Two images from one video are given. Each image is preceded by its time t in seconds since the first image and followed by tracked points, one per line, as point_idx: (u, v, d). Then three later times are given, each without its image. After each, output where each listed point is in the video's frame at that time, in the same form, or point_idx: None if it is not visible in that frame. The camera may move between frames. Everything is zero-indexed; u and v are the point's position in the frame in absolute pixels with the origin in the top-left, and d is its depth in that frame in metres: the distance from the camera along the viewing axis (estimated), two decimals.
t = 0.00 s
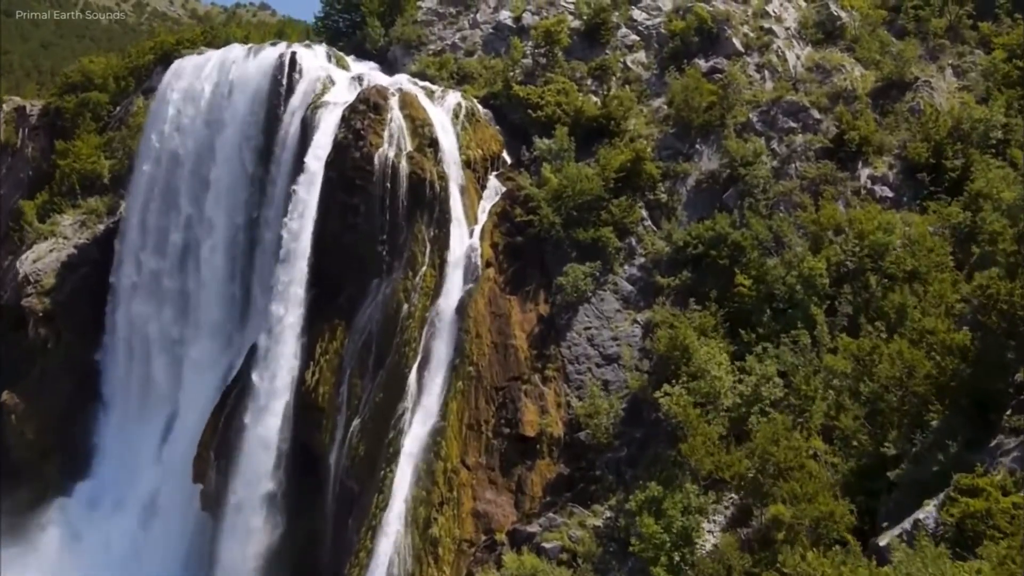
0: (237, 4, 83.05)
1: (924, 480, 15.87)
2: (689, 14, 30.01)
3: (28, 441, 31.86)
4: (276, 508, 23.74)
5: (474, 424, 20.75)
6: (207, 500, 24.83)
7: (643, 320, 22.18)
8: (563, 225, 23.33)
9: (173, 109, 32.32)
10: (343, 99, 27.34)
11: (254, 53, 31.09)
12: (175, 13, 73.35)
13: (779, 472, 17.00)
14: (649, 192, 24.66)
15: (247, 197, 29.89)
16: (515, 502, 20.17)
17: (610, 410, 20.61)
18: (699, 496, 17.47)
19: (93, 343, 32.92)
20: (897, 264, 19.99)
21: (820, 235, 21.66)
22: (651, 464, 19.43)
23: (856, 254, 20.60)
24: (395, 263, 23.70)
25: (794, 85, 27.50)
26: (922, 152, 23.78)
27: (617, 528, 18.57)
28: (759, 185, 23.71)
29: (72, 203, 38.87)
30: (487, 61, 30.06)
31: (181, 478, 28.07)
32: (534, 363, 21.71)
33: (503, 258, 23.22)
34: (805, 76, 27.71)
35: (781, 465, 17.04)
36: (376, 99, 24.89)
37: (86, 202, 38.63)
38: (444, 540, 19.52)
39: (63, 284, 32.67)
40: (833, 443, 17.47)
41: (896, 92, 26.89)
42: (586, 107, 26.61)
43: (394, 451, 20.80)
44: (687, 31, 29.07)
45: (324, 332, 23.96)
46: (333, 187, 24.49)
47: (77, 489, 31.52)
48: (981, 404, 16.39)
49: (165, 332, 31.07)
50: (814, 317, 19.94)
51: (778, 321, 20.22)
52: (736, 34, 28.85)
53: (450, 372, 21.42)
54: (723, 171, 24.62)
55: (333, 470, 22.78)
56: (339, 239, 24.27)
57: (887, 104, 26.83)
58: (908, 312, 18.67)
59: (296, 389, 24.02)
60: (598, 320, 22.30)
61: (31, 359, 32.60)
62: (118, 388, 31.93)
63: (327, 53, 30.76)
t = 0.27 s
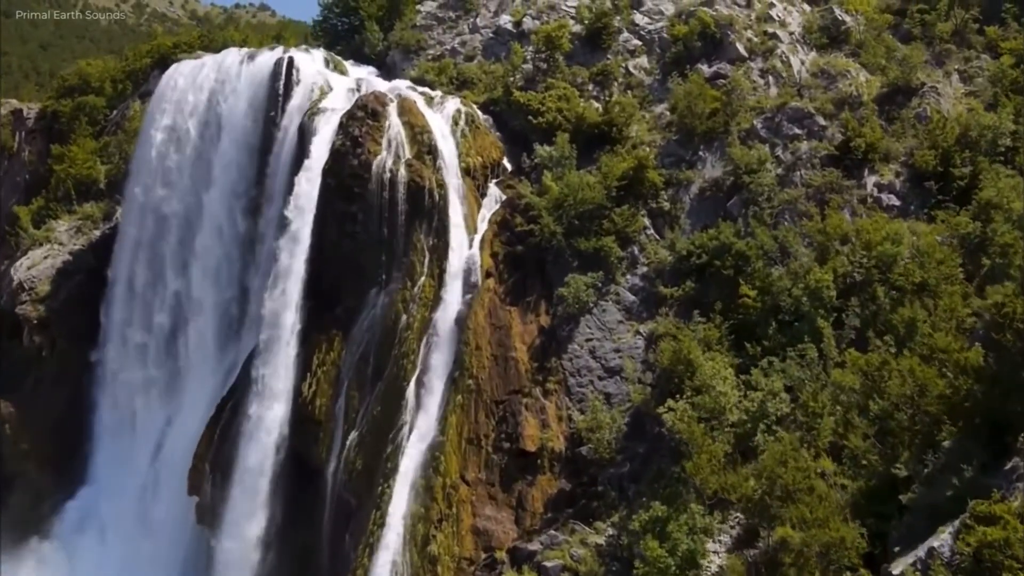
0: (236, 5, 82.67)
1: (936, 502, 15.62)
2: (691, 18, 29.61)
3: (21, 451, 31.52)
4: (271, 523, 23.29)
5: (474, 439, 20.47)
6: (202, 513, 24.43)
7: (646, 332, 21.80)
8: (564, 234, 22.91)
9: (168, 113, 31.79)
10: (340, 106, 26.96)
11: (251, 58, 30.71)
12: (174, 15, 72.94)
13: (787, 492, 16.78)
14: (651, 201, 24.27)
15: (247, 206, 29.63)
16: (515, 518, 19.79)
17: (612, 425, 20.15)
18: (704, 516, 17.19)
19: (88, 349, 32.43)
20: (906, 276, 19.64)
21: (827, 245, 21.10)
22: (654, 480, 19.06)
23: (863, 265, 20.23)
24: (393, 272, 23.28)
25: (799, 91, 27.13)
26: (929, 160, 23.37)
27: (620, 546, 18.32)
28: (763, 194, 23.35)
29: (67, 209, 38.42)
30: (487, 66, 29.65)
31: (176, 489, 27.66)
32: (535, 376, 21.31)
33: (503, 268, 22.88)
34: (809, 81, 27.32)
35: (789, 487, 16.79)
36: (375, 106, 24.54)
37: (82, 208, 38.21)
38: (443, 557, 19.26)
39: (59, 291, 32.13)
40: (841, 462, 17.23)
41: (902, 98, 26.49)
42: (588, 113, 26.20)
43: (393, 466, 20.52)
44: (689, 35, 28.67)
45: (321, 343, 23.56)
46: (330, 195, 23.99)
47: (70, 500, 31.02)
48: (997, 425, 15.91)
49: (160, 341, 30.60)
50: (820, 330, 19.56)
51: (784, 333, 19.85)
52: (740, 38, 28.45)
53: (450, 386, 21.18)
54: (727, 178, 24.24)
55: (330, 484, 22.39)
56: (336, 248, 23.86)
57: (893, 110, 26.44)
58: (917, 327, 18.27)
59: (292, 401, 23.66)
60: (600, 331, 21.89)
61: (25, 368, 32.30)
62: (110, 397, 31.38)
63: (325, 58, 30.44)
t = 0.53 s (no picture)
0: (235, 6, 82.34)
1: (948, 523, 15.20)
2: (694, 22, 29.27)
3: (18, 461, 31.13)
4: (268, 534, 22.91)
5: (474, 452, 20.13)
6: (199, 525, 24.11)
7: (648, 342, 21.47)
8: (565, 243, 22.57)
9: (166, 117, 31.45)
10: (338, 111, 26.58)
11: (249, 62, 30.33)
12: (173, 16, 72.57)
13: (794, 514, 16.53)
14: (654, 208, 23.93)
15: (244, 212, 29.26)
16: (515, 532, 19.44)
17: (614, 438, 19.82)
18: (708, 534, 17.02)
19: (84, 357, 32.03)
20: (913, 287, 19.30)
21: (832, 254, 20.75)
22: (657, 494, 18.76)
23: (869, 275, 19.93)
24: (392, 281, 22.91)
25: (803, 96, 26.81)
26: (936, 167, 23.03)
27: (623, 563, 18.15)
28: (767, 201, 23.06)
29: (64, 214, 38.01)
30: (487, 70, 29.31)
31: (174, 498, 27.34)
32: (535, 387, 20.99)
33: (504, 277, 22.51)
34: (813, 86, 26.98)
35: (796, 508, 16.53)
36: (373, 111, 24.18)
37: (78, 213, 37.84)
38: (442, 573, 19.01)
39: (54, 298, 31.77)
40: (847, 478, 17.05)
41: (907, 103, 26.16)
42: (589, 118, 25.86)
43: (391, 480, 20.22)
44: (692, 39, 28.33)
45: (318, 352, 23.23)
46: (328, 201, 23.63)
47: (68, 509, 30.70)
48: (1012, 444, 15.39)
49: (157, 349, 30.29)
50: (826, 342, 19.22)
51: (789, 344, 19.54)
52: (743, 43, 28.11)
53: (449, 397, 20.86)
54: (730, 186, 23.92)
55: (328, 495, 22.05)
56: (334, 255, 23.55)
57: (898, 116, 26.11)
58: (926, 339, 17.95)
59: (289, 412, 23.30)
60: (601, 342, 21.54)
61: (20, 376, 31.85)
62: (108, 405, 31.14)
63: (323, 62, 30.06)
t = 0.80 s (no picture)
0: (234, 6, 81.98)
1: (961, 545, 14.87)
2: (696, 26, 28.95)
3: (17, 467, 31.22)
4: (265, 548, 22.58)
5: (474, 465, 19.79)
6: (195, 537, 23.81)
7: (650, 352, 21.15)
8: (566, 251, 22.24)
9: (163, 121, 31.04)
10: (336, 117, 26.20)
11: (246, 66, 29.93)
12: (172, 17, 72.23)
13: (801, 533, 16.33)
14: (656, 215, 23.59)
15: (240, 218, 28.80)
16: (516, 547, 19.13)
17: (617, 452, 19.36)
18: (712, 552, 16.79)
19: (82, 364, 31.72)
20: (920, 297, 18.97)
21: (837, 262, 20.40)
22: (661, 509, 18.47)
23: (875, 285, 19.63)
24: (390, 289, 22.52)
25: (806, 101, 26.49)
26: (942, 174, 22.71)
27: None
28: (771, 208, 22.75)
29: (60, 219, 37.66)
30: (487, 75, 28.97)
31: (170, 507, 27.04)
32: (536, 399, 20.63)
33: (504, 286, 22.14)
34: (817, 91, 26.66)
35: (803, 528, 16.32)
36: (371, 117, 23.86)
37: (75, 217, 37.47)
38: None
39: (50, 304, 31.36)
40: (854, 495, 16.81)
41: (912, 108, 25.82)
42: (590, 124, 25.53)
43: (389, 493, 19.97)
44: (694, 43, 28.00)
45: (316, 363, 22.87)
46: (325, 208, 23.37)
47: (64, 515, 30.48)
48: None
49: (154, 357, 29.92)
50: (833, 354, 18.87)
51: (794, 355, 19.19)
52: (745, 47, 27.78)
53: (448, 409, 20.56)
54: (733, 193, 23.61)
55: (326, 508, 21.72)
56: (332, 263, 23.19)
57: (903, 121, 25.76)
58: (935, 353, 17.57)
59: (286, 422, 22.92)
60: (603, 352, 21.21)
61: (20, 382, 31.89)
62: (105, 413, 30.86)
63: (321, 67, 29.74)
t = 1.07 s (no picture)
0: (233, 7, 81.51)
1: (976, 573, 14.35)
2: (698, 31, 28.57)
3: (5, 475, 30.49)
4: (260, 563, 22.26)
5: (473, 481, 19.40)
6: (190, 551, 23.42)
7: (653, 365, 20.80)
8: (567, 262, 21.86)
9: (158, 127, 30.72)
10: (333, 125, 25.86)
11: (243, 71, 29.64)
12: (171, 19, 71.83)
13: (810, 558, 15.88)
14: (658, 225, 23.18)
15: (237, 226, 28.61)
16: (516, 566, 18.73)
17: (618, 468, 18.97)
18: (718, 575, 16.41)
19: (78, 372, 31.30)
20: (929, 310, 18.61)
21: (843, 274, 20.03)
22: (664, 527, 18.04)
23: (882, 297, 19.26)
24: (388, 300, 22.17)
25: (811, 108, 26.10)
26: (949, 183, 22.33)
27: None
28: (775, 218, 22.40)
29: (55, 225, 37.22)
30: (486, 80, 28.55)
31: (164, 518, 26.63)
32: (536, 413, 20.27)
33: (504, 297, 21.82)
34: (822, 98, 26.27)
35: (812, 555, 15.86)
36: (369, 124, 23.55)
37: (71, 223, 37.02)
38: None
39: (45, 311, 30.79)
40: (863, 517, 16.45)
41: (918, 115, 25.43)
42: (591, 131, 25.15)
43: (386, 512, 19.56)
44: (696, 49, 27.63)
45: (312, 376, 22.49)
46: (322, 217, 23.15)
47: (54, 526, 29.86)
48: None
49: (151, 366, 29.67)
50: (839, 368, 18.50)
51: (800, 370, 18.84)
52: (749, 52, 27.40)
53: (447, 424, 20.22)
54: (737, 202, 23.26)
55: (323, 524, 21.29)
56: (330, 272, 22.98)
57: (909, 128, 25.34)
58: (945, 370, 17.26)
59: (283, 436, 22.52)
60: (605, 365, 20.85)
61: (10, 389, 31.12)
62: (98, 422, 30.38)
63: (318, 72, 29.42)
